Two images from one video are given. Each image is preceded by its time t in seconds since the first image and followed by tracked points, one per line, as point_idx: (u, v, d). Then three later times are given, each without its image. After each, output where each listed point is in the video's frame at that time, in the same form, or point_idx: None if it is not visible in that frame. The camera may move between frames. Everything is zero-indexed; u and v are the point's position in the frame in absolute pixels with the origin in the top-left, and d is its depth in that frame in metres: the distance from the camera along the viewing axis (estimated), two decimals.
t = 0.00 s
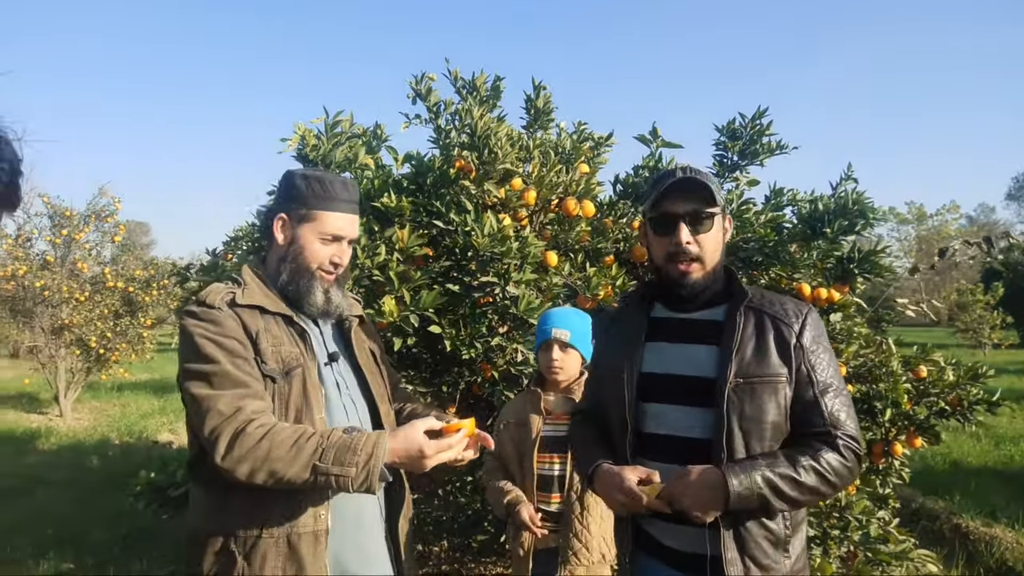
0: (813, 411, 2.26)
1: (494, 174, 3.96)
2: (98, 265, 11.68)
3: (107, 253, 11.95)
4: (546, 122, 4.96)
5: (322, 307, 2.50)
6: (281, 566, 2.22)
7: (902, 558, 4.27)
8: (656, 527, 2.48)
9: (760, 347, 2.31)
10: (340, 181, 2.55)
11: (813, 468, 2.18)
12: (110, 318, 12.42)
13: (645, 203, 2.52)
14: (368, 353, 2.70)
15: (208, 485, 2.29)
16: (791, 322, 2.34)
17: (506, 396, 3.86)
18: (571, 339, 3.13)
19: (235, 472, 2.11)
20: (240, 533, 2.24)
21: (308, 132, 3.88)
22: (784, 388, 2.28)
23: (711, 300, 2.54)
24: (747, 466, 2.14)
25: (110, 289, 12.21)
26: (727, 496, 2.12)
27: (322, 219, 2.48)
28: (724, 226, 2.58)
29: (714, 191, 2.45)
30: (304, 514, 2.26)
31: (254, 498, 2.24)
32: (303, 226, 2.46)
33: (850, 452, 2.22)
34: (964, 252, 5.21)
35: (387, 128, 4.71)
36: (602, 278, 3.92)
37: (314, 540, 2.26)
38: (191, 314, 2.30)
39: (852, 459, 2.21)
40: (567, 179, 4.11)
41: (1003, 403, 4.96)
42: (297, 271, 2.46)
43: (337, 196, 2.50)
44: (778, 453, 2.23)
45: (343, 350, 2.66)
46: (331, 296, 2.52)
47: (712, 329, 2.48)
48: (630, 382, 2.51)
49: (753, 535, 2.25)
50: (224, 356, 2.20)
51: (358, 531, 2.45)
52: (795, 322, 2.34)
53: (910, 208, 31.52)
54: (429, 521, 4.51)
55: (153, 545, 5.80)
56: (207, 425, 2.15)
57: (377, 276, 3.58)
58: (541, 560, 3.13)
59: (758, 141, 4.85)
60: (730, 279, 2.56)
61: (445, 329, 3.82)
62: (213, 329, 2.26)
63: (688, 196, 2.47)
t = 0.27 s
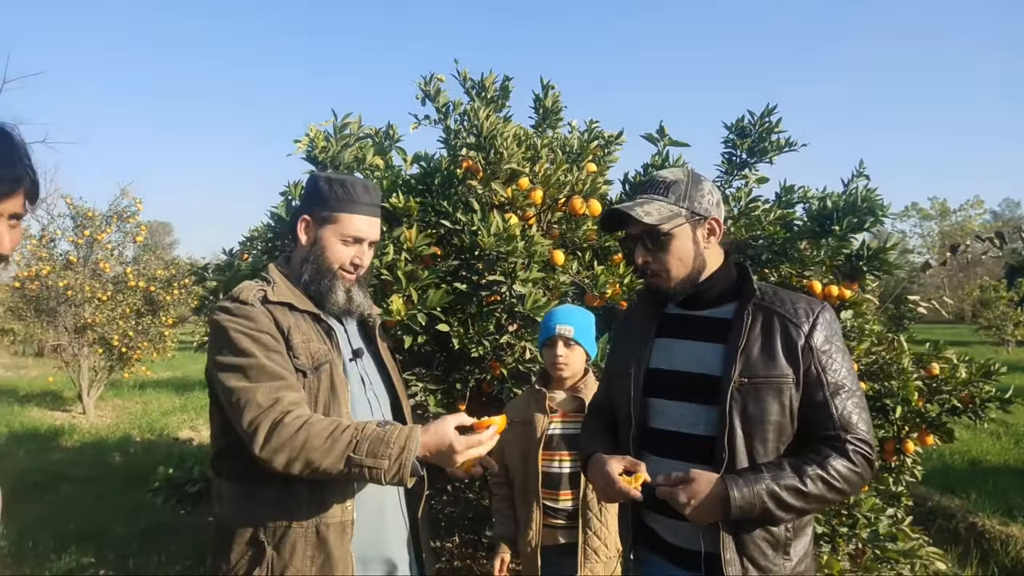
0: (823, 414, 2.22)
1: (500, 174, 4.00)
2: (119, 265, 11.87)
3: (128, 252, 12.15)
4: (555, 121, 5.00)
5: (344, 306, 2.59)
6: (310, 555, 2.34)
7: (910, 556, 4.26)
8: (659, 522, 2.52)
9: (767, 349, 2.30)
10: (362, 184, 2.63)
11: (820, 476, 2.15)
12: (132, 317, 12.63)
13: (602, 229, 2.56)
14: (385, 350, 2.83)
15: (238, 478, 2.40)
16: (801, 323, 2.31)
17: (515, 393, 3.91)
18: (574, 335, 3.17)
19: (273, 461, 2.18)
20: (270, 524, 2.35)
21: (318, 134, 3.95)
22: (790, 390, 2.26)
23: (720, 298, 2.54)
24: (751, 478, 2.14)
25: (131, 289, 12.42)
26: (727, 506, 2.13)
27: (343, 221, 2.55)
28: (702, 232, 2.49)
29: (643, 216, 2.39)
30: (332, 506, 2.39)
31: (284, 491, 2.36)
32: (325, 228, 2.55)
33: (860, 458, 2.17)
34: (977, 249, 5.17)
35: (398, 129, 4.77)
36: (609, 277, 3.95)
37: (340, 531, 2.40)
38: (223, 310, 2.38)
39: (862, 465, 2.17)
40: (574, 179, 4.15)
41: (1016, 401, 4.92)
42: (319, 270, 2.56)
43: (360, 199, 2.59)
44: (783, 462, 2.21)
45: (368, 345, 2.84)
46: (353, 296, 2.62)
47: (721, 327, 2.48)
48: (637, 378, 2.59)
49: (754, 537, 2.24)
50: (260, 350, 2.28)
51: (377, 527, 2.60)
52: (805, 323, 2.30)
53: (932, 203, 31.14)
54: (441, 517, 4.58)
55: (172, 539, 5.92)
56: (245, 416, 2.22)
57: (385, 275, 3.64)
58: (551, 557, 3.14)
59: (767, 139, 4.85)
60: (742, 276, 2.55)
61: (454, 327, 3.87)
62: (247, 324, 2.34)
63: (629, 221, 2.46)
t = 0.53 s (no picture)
0: (805, 417, 2.16)
1: (509, 175, 4.01)
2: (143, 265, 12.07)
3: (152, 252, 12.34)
4: (567, 122, 5.01)
5: (365, 307, 2.63)
6: (337, 547, 2.42)
7: (923, 559, 4.22)
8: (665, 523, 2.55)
9: (751, 350, 2.27)
10: (386, 189, 2.68)
11: (794, 484, 2.11)
12: (156, 316, 12.82)
13: (579, 251, 2.59)
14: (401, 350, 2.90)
15: (264, 474, 2.45)
16: (787, 321, 2.24)
17: (524, 393, 3.93)
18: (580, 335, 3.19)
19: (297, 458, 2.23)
20: (297, 517, 2.41)
21: (330, 135, 4.00)
22: (773, 392, 2.21)
23: (711, 300, 2.54)
24: (720, 491, 2.18)
25: (155, 288, 12.61)
26: (697, 519, 2.19)
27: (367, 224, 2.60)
28: (682, 243, 2.43)
29: (613, 246, 2.38)
30: (357, 501, 2.46)
31: (310, 486, 2.42)
32: (349, 230, 2.59)
33: (841, 463, 2.10)
34: (995, 249, 5.10)
35: (411, 130, 4.82)
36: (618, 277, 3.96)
37: (365, 524, 2.47)
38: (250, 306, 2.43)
39: (844, 470, 2.09)
40: (583, 179, 4.16)
41: None
42: (341, 271, 2.60)
43: (383, 202, 2.64)
44: (761, 470, 2.19)
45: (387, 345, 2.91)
46: (374, 297, 2.66)
47: (712, 331, 2.49)
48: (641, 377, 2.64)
49: (742, 539, 2.26)
50: (286, 348, 2.33)
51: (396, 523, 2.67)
52: (789, 322, 2.23)
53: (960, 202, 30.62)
54: (453, 516, 4.61)
55: (192, 534, 6.01)
56: (270, 414, 2.26)
57: (394, 275, 3.68)
58: (559, 556, 3.12)
59: (780, 138, 4.82)
60: (733, 272, 2.53)
61: (463, 327, 3.90)
62: (274, 322, 2.39)
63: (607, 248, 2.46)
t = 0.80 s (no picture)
0: (795, 416, 2.19)
1: (521, 175, 4.06)
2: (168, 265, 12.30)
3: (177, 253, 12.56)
4: (581, 122, 5.04)
5: (384, 307, 2.69)
6: (358, 537, 2.48)
7: (938, 559, 4.21)
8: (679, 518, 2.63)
9: (744, 350, 2.30)
10: (409, 193, 2.74)
11: (780, 482, 2.15)
12: (182, 315, 13.04)
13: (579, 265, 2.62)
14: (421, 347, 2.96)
15: (289, 465, 2.52)
16: (778, 321, 2.26)
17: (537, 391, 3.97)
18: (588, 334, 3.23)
19: (319, 451, 2.29)
20: (320, 508, 2.48)
21: (345, 137, 4.07)
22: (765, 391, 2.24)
23: (708, 303, 2.57)
24: (709, 487, 2.24)
25: (180, 288, 12.83)
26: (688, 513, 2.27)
27: (389, 226, 2.66)
28: (676, 251, 2.46)
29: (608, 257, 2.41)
30: (378, 493, 2.51)
31: (332, 478, 2.48)
32: (370, 231, 2.65)
33: (828, 462, 2.12)
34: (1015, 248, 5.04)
35: (427, 131, 4.88)
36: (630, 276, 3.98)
37: (385, 516, 2.52)
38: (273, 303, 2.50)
39: (831, 469, 2.11)
40: (595, 179, 4.19)
41: None
42: (361, 270, 2.66)
43: (404, 206, 2.69)
44: (751, 467, 2.24)
45: (406, 342, 2.96)
46: (394, 296, 2.71)
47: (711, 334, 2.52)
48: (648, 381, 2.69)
49: (743, 534, 2.29)
50: (309, 345, 2.40)
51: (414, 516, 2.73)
52: (780, 321, 2.25)
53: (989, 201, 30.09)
54: (468, 512, 4.64)
55: (215, 529, 6.12)
56: (293, 408, 2.34)
57: (407, 274, 3.74)
58: (567, 552, 3.16)
59: (795, 137, 4.81)
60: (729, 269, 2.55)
61: (477, 325, 3.95)
62: (298, 319, 2.46)
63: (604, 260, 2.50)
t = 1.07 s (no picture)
0: (796, 424, 2.21)
1: (535, 173, 4.12)
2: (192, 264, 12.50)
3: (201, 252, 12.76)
4: (597, 121, 5.06)
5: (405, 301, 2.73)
6: (379, 524, 2.55)
7: (954, 557, 4.23)
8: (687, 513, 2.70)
9: (745, 357, 2.31)
10: (432, 191, 2.79)
11: (778, 491, 2.20)
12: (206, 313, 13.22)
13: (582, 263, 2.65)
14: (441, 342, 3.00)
15: (313, 452, 2.58)
16: (779, 328, 2.25)
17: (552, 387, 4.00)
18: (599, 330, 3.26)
19: (344, 438, 2.35)
20: (342, 495, 2.54)
21: (361, 136, 4.14)
22: (767, 398, 2.27)
23: (717, 303, 2.57)
24: (709, 492, 2.33)
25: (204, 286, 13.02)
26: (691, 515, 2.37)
27: (411, 222, 2.70)
28: (676, 250, 2.48)
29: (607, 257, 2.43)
30: (398, 483, 2.59)
31: (353, 466, 2.54)
32: (393, 227, 2.70)
33: (827, 471, 2.15)
34: None
35: (444, 131, 4.93)
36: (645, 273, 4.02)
37: (405, 504, 2.61)
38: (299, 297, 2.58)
39: (829, 478, 2.15)
40: (609, 177, 4.22)
41: None
42: (384, 265, 2.71)
43: (427, 204, 2.75)
44: (751, 474, 2.29)
45: (427, 334, 3.01)
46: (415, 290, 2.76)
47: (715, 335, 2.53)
48: (658, 378, 2.75)
49: (745, 535, 2.34)
50: (334, 336, 2.46)
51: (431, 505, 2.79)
52: (780, 328, 2.25)
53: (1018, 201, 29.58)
54: (485, 506, 4.61)
55: (237, 523, 6.21)
56: (319, 397, 2.40)
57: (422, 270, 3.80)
58: (579, 544, 3.21)
59: (811, 135, 4.80)
60: (737, 267, 2.56)
61: (492, 321, 4.00)
62: (323, 311, 2.52)
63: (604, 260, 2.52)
